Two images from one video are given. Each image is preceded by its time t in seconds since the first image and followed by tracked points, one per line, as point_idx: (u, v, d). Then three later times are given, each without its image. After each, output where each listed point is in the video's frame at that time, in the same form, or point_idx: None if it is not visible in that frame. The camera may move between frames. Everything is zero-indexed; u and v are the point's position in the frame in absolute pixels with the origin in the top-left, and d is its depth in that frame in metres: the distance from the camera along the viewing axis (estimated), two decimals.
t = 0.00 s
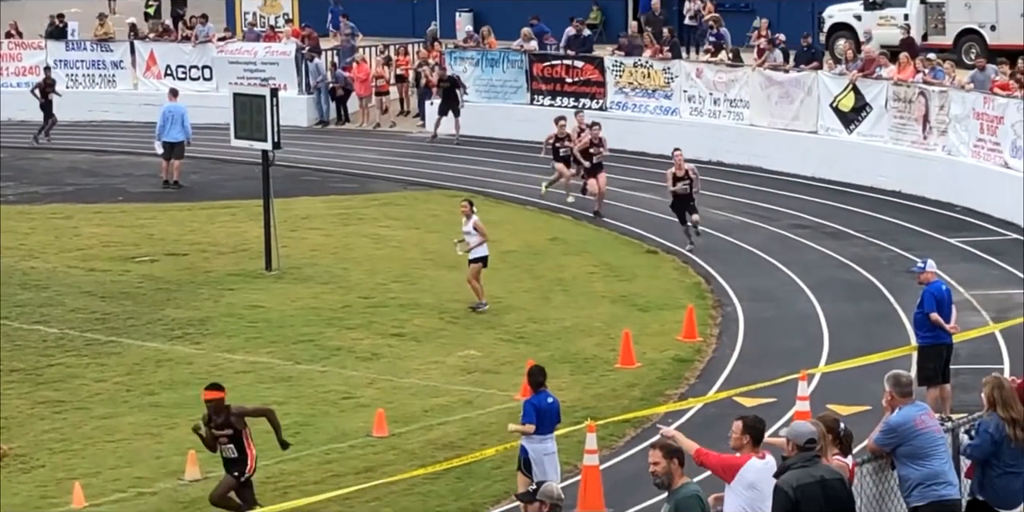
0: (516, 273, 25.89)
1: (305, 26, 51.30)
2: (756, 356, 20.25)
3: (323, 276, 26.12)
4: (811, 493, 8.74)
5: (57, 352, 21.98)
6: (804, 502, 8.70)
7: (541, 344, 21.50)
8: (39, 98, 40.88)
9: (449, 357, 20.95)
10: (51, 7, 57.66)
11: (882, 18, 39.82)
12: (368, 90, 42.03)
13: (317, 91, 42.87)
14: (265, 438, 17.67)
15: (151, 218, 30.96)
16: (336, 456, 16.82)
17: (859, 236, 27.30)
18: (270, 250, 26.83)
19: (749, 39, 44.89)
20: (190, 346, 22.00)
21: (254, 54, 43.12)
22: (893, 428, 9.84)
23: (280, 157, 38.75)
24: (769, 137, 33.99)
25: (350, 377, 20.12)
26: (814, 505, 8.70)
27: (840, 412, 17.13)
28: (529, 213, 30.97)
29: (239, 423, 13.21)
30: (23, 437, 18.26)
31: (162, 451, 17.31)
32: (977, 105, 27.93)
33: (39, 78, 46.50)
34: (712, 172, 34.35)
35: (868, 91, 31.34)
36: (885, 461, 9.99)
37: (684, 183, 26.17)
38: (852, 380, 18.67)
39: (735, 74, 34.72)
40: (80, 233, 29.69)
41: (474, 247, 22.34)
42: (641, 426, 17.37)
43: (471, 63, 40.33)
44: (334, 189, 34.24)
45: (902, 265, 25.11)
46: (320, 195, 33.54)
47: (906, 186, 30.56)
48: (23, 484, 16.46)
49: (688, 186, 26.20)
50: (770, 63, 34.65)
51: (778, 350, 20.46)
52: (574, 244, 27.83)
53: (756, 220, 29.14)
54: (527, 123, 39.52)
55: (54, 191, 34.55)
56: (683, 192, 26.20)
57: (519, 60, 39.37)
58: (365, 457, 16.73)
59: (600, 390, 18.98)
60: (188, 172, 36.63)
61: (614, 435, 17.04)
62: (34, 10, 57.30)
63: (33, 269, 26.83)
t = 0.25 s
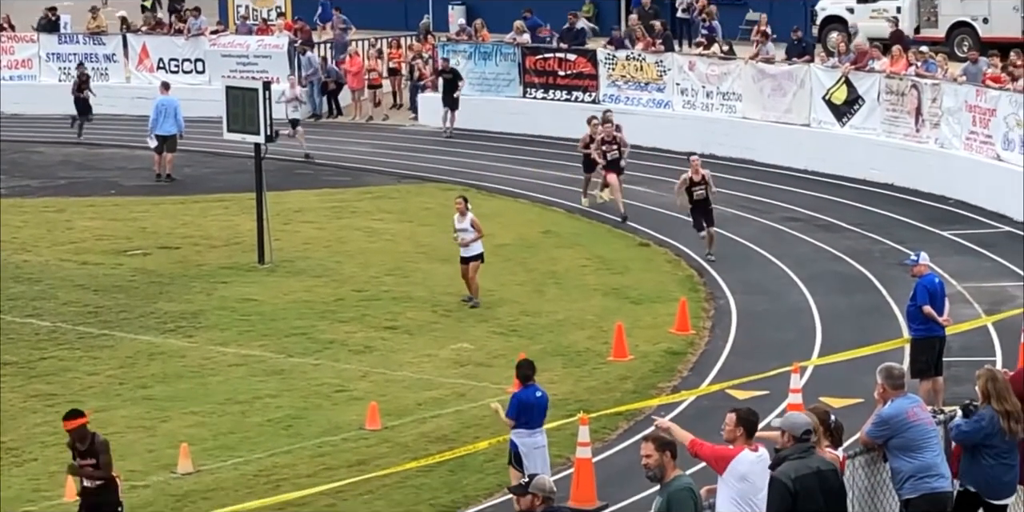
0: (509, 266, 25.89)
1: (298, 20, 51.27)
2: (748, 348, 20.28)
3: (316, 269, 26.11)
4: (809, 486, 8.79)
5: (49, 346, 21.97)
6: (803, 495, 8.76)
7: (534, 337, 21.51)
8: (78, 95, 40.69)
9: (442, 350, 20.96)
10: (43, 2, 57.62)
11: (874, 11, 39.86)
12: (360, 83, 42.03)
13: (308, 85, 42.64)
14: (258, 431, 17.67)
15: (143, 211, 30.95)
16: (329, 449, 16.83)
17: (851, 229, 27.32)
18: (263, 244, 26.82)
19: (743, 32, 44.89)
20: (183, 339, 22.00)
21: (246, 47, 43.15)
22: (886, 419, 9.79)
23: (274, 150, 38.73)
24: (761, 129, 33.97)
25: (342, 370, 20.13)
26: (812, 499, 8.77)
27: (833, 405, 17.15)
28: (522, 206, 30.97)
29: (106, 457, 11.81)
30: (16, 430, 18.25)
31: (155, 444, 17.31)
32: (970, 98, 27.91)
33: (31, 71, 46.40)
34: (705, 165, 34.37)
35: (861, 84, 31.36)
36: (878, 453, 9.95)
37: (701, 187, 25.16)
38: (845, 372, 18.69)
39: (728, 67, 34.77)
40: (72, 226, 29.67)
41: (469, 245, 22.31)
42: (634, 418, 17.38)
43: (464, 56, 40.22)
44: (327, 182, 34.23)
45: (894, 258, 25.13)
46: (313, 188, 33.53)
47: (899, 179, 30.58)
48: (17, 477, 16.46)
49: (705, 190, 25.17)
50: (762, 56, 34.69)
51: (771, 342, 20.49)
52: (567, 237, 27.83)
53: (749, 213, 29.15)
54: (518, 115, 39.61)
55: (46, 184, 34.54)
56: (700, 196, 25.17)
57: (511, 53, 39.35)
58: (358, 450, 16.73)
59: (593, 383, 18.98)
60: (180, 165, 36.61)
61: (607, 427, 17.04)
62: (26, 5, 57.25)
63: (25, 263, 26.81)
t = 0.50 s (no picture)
0: (500, 258, 25.89)
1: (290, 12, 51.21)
2: (738, 340, 20.27)
3: (308, 262, 26.10)
4: (805, 474, 8.80)
5: (40, 338, 21.96)
6: (798, 482, 8.76)
7: (525, 329, 21.51)
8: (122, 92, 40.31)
9: (433, 342, 20.95)
10: None
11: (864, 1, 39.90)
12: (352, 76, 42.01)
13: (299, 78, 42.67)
14: (250, 423, 17.67)
15: (134, 204, 30.93)
16: (320, 442, 16.82)
17: (843, 221, 27.31)
18: (254, 236, 26.80)
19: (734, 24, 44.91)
20: (174, 332, 21.99)
21: (237, 39, 43.12)
22: (877, 411, 9.78)
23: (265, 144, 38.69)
24: (753, 121, 33.99)
25: (334, 363, 20.13)
26: (807, 488, 8.78)
27: (824, 397, 17.16)
28: (514, 198, 30.96)
29: None
30: (7, 423, 18.24)
31: (147, 437, 17.30)
32: (961, 89, 27.91)
33: (21, 64, 46.49)
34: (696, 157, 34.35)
35: (852, 76, 31.35)
36: (869, 445, 9.93)
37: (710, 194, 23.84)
38: (836, 364, 18.70)
39: (719, 59, 34.73)
40: (64, 220, 29.65)
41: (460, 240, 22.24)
42: (625, 410, 17.39)
43: (455, 48, 40.13)
44: (318, 175, 34.21)
45: (885, 250, 25.13)
46: (304, 181, 33.52)
47: (890, 171, 30.59)
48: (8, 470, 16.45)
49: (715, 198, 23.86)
50: (753, 48, 34.65)
51: (762, 334, 20.49)
52: (559, 230, 27.83)
53: (740, 205, 29.13)
54: (510, 108, 39.58)
55: (37, 177, 34.52)
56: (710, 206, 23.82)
57: (503, 45, 39.27)
58: (350, 442, 16.73)
59: (584, 375, 18.98)
60: (171, 157, 36.59)
61: (598, 420, 17.05)
62: None
63: (17, 256, 26.79)
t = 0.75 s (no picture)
0: (496, 253, 25.90)
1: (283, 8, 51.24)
2: (733, 336, 20.28)
3: (302, 257, 26.07)
4: (802, 469, 8.78)
5: (35, 334, 21.96)
6: (796, 476, 8.74)
7: (520, 325, 21.51)
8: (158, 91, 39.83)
9: (428, 337, 20.96)
10: None
11: None
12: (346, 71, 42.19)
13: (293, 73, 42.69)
14: (245, 419, 17.66)
15: (129, 200, 30.93)
16: (315, 437, 16.82)
17: (838, 216, 27.32)
18: (249, 231, 26.79)
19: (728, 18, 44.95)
20: (169, 327, 21.99)
21: (232, 35, 43.34)
22: (872, 406, 9.70)
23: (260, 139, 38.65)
24: (748, 116, 33.99)
25: (330, 358, 20.13)
26: (804, 482, 8.76)
27: (820, 391, 17.16)
28: (509, 193, 30.97)
29: None
30: (2, 418, 18.23)
31: (142, 433, 17.29)
32: (956, 84, 27.93)
33: (16, 60, 46.51)
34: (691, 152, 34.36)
35: (847, 70, 31.34)
36: (864, 440, 9.90)
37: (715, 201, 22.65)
38: (831, 359, 18.71)
39: (714, 54, 34.73)
40: (59, 215, 29.63)
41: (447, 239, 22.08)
42: (620, 405, 17.39)
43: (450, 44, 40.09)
44: (313, 170, 34.20)
45: (880, 245, 25.13)
46: (299, 176, 33.52)
47: (885, 166, 30.60)
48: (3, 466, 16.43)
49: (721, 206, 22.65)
50: (748, 43, 34.65)
51: (757, 329, 20.50)
52: (554, 225, 27.83)
53: (735, 200, 29.13)
54: (505, 104, 39.52)
55: (32, 173, 34.51)
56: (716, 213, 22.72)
57: (498, 41, 39.27)
58: (345, 438, 16.72)
59: (580, 370, 18.99)
60: (166, 153, 36.56)
61: (593, 414, 17.06)
62: None
63: (11, 251, 26.78)
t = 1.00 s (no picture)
0: (493, 248, 25.90)
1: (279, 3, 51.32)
2: (731, 330, 20.28)
3: (300, 252, 26.07)
4: (800, 463, 8.78)
5: (32, 328, 21.96)
6: (794, 470, 8.74)
7: (517, 319, 21.51)
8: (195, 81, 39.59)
9: (425, 331, 20.96)
10: None
11: None
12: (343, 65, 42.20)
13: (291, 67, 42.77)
14: (242, 413, 17.67)
15: (126, 194, 30.94)
16: (313, 431, 16.83)
17: (835, 210, 27.33)
18: (246, 226, 26.79)
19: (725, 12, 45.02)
20: (166, 321, 22.00)
21: (229, 29, 43.17)
22: (868, 401, 9.69)
23: (258, 132, 38.68)
24: (745, 110, 33.98)
25: (327, 352, 20.14)
26: (802, 476, 8.76)
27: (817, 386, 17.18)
28: (506, 188, 30.97)
29: None
30: None
31: (139, 427, 17.30)
32: (953, 79, 27.91)
33: (13, 53, 46.54)
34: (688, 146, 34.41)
35: (844, 65, 31.32)
36: (861, 434, 9.91)
37: (713, 210, 21.23)
38: (827, 353, 18.73)
39: (711, 49, 34.72)
40: (56, 209, 29.63)
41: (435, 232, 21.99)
42: (618, 399, 17.40)
43: (449, 37, 40.20)
44: (310, 164, 34.20)
45: (877, 238, 25.15)
46: (297, 170, 33.52)
47: (883, 160, 30.59)
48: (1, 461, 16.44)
49: (721, 215, 21.23)
50: (745, 37, 34.62)
51: (755, 323, 20.50)
52: (551, 219, 27.83)
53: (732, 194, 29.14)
54: (500, 97, 39.61)
55: (29, 167, 34.51)
56: (716, 224, 21.25)
57: (495, 35, 39.26)
58: (342, 432, 16.73)
59: (577, 364, 19.00)
60: (163, 147, 36.57)
61: (591, 409, 17.08)
62: None
63: (8, 245, 26.79)
